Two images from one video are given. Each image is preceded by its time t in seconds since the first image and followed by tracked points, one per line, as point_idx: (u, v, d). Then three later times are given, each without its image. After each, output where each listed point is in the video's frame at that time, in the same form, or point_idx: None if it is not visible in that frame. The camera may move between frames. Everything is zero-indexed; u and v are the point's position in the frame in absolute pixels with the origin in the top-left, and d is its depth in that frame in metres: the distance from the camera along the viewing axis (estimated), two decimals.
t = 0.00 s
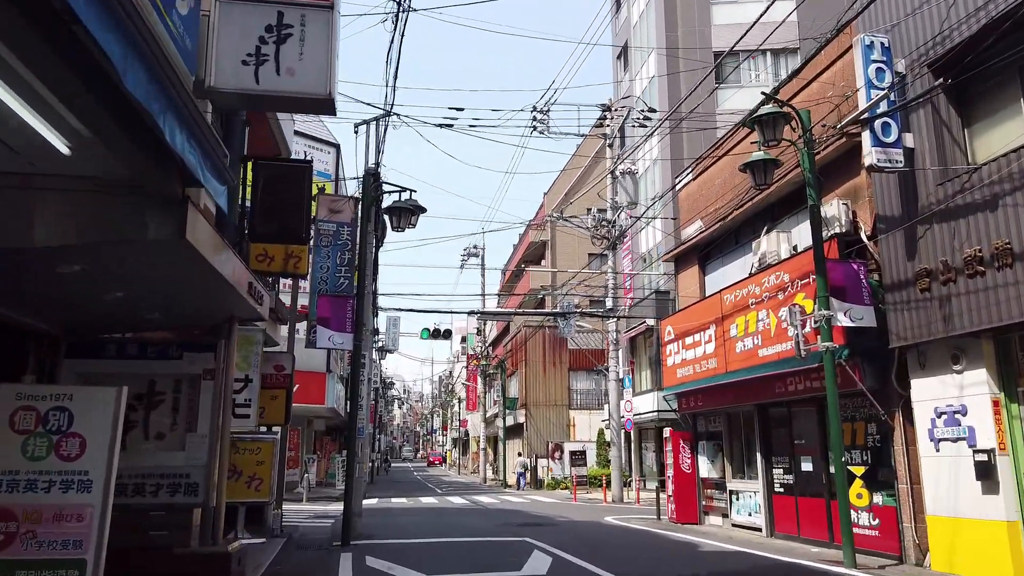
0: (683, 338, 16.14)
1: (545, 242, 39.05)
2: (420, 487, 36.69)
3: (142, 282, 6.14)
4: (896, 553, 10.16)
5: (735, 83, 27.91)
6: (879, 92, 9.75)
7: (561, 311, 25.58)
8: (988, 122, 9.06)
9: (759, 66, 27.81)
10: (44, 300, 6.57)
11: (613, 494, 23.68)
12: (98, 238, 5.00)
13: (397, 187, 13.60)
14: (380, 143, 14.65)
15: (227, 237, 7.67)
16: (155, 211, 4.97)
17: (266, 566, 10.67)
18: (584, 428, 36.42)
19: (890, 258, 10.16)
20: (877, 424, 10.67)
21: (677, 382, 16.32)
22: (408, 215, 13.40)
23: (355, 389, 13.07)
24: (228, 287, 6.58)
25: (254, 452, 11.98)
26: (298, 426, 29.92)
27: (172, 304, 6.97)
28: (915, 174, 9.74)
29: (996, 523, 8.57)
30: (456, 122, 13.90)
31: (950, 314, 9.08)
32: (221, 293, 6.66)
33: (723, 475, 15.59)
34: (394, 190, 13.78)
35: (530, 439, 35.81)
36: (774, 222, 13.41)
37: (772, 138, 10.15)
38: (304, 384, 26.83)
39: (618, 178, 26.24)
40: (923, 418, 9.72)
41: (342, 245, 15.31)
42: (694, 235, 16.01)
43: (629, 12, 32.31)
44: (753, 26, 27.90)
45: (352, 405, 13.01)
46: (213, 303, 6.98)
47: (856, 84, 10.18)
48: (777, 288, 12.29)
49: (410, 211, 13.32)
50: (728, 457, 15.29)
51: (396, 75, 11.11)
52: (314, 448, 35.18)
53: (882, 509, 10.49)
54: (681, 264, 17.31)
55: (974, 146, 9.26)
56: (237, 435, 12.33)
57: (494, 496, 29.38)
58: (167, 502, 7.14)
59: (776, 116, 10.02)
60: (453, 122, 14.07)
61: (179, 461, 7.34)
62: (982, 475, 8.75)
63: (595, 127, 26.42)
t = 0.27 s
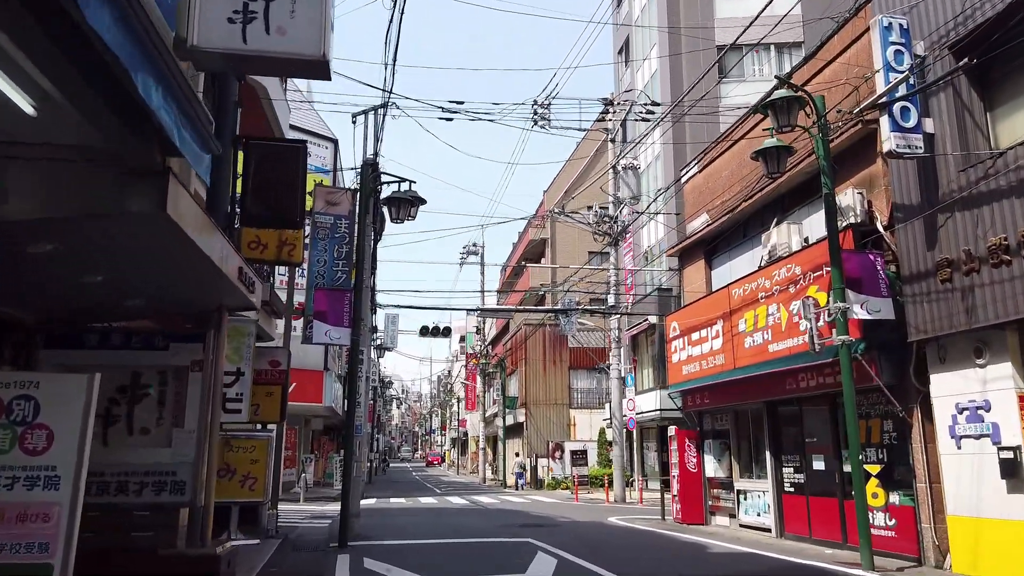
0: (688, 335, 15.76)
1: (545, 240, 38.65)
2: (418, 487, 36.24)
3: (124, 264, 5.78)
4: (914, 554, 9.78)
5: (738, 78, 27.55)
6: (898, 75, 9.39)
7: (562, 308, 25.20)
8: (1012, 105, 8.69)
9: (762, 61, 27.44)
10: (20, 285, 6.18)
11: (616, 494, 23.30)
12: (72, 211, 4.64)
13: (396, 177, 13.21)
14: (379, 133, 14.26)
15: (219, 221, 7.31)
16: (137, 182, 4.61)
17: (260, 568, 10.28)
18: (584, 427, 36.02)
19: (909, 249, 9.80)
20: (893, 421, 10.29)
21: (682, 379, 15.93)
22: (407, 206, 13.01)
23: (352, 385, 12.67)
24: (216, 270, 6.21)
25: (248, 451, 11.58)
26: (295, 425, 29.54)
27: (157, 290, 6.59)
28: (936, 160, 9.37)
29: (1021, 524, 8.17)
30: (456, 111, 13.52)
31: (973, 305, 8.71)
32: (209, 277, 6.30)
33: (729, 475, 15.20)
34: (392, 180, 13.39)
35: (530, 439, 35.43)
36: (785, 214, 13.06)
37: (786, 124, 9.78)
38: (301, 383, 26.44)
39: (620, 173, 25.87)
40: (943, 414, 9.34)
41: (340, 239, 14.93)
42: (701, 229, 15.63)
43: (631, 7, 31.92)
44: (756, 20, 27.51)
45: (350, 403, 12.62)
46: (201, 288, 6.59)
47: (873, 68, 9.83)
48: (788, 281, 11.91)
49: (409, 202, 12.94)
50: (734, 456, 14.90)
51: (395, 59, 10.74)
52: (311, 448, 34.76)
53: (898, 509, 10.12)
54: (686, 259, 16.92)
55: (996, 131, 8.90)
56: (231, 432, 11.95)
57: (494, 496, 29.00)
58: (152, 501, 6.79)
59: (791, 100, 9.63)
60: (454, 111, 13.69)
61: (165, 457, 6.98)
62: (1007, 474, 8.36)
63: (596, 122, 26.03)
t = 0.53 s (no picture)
0: (694, 334, 15.40)
1: (545, 239, 38.29)
2: (416, 488, 35.84)
3: (106, 256, 5.43)
4: (932, 561, 9.43)
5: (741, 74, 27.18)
6: (916, 64, 8.97)
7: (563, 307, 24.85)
8: None
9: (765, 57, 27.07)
10: None
11: (618, 495, 22.95)
12: (45, 195, 4.28)
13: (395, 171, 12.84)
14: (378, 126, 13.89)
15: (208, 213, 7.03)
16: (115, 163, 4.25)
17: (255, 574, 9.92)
18: (585, 427, 35.67)
19: (927, 244, 9.45)
20: (910, 422, 9.96)
21: (687, 379, 15.58)
22: (407, 201, 12.64)
23: (351, 386, 12.29)
24: (204, 262, 5.87)
25: (242, 453, 11.21)
26: (292, 426, 29.19)
27: (143, 285, 6.23)
28: (956, 151, 9.02)
29: None
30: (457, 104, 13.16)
31: (996, 302, 8.36)
32: (196, 270, 5.96)
33: (736, 477, 14.86)
34: (391, 174, 13.03)
35: (529, 439, 35.08)
36: (796, 210, 12.72)
37: (801, 115, 9.43)
38: (299, 383, 26.10)
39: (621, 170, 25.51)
40: (964, 415, 9.00)
41: (337, 235, 14.54)
42: (707, 225, 15.29)
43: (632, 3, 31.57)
44: (759, 15, 27.15)
45: (348, 403, 12.24)
46: (190, 283, 6.23)
47: (890, 56, 9.47)
48: (799, 278, 11.58)
49: (409, 197, 12.57)
50: (741, 458, 14.55)
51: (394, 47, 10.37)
52: (309, 449, 34.40)
53: (915, 514, 9.78)
54: (691, 256, 16.58)
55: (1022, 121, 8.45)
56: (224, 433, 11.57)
57: (494, 497, 28.63)
58: (133, 509, 6.51)
59: (806, 89, 9.27)
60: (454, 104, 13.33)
61: (151, 462, 6.73)
62: None
63: (598, 118, 25.67)
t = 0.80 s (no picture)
0: (701, 328, 15.03)
1: (545, 236, 37.90)
2: (415, 487, 35.41)
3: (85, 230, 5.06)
4: (954, 560, 9.07)
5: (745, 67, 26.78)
6: (940, 43, 8.65)
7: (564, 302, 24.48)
8: None
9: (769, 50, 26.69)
10: None
11: (621, 494, 22.57)
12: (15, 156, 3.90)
13: (395, 159, 12.44)
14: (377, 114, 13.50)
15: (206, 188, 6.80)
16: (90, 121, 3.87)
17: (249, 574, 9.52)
18: (585, 426, 35.28)
19: (949, 230, 9.09)
20: (930, 416, 9.59)
21: (694, 374, 15.21)
22: (407, 190, 12.25)
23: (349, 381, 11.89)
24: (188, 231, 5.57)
25: (238, 449, 10.83)
26: (290, 424, 28.81)
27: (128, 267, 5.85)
28: (981, 133, 8.66)
29: None
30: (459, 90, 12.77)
31: None
32: (181, 244, 5.66)
33: (744, 475, 14.49)
34: (391, 162, 12.63)
35: (529, 437, 34.71)
36: (807, 198, 12.40)
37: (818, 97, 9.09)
38: (296, 380, 25.73)
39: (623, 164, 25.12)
40: (988, 409, 8.63)
41: (336, 226, 14.13)
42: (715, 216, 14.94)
43: None
44: (763, 7, 26.77)
45: (346, 399, 11.86)
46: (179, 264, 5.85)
47: (912, 36, 9.11)
48: (813, 269, 11.22)
49: (409, 185, 12.18)
50: (750, 455, 14.18)
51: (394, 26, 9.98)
52: (306, 447, 34.00)
53: (936, 512, 9.42)
54: (698, 249, 16.22)
55: None
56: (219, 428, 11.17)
57: (494, 497, 28.20)
58: (120, 504, 6.43)
59: (825, 69, 8.90)
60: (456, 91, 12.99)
61: (138, 455, 6.61)
62: None
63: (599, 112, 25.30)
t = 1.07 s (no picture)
0: (708, 322, 14.66)
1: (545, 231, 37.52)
2: (414, 483, 35.07)
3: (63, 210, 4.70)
4: (977, 562, 8.73)
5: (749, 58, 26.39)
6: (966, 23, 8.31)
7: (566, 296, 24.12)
8: None
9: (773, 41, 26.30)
10: None
11: (623, 490, 22.23)
12: None
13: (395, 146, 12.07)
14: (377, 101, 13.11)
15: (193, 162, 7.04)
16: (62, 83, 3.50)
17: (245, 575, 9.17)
18: (586, 422, 34.94)
19: (973, 219, 8.74)
20: (951, 412, 9.25)
21: (701, 369, 14.86)
22: (408, 178, 11.88)
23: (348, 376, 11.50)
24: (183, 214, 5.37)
25: (233, 445, 10.48)
26: (287, 419, 28.43)
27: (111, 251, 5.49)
28: (1009, 117, 8.30)
29: None
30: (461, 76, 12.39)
31: None
32: (175, 228, 5.48)
33: (753, 472, 14.16)
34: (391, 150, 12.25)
35: (529, 433, 34.38)
36: (820, 188, 12.06)
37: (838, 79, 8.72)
38: (293, 375, 25.34)
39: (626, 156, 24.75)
40: (1015, 404, 8.27)
41: (334, 217, 13.76)
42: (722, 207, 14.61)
43: None
44: None
45: (345, 394, 11.49)
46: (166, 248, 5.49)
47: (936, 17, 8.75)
48: (827, 259, 10.87)
49: (410, 173, 11.81)
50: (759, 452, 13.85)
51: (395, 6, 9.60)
52: (304, 443, 33.65)
53: (957, 511, 9.09)
54: (704, 242, 15.86)
55: None
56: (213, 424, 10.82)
57: (494, 493, 27.85)
58: (107, 503, 6.60)
59: (845, 51, 8.54)
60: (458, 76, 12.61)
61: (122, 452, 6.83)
62: None
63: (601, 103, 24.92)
